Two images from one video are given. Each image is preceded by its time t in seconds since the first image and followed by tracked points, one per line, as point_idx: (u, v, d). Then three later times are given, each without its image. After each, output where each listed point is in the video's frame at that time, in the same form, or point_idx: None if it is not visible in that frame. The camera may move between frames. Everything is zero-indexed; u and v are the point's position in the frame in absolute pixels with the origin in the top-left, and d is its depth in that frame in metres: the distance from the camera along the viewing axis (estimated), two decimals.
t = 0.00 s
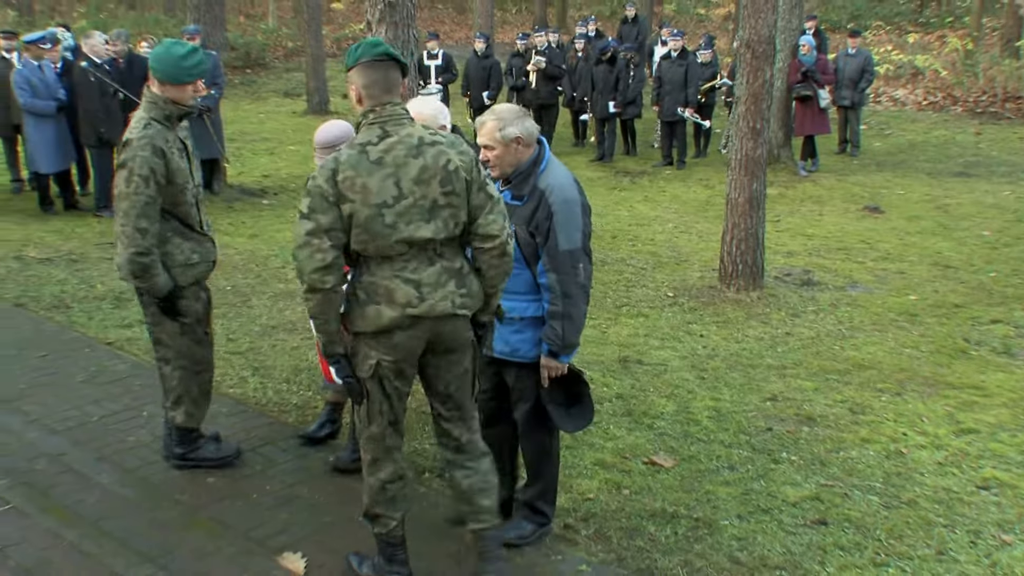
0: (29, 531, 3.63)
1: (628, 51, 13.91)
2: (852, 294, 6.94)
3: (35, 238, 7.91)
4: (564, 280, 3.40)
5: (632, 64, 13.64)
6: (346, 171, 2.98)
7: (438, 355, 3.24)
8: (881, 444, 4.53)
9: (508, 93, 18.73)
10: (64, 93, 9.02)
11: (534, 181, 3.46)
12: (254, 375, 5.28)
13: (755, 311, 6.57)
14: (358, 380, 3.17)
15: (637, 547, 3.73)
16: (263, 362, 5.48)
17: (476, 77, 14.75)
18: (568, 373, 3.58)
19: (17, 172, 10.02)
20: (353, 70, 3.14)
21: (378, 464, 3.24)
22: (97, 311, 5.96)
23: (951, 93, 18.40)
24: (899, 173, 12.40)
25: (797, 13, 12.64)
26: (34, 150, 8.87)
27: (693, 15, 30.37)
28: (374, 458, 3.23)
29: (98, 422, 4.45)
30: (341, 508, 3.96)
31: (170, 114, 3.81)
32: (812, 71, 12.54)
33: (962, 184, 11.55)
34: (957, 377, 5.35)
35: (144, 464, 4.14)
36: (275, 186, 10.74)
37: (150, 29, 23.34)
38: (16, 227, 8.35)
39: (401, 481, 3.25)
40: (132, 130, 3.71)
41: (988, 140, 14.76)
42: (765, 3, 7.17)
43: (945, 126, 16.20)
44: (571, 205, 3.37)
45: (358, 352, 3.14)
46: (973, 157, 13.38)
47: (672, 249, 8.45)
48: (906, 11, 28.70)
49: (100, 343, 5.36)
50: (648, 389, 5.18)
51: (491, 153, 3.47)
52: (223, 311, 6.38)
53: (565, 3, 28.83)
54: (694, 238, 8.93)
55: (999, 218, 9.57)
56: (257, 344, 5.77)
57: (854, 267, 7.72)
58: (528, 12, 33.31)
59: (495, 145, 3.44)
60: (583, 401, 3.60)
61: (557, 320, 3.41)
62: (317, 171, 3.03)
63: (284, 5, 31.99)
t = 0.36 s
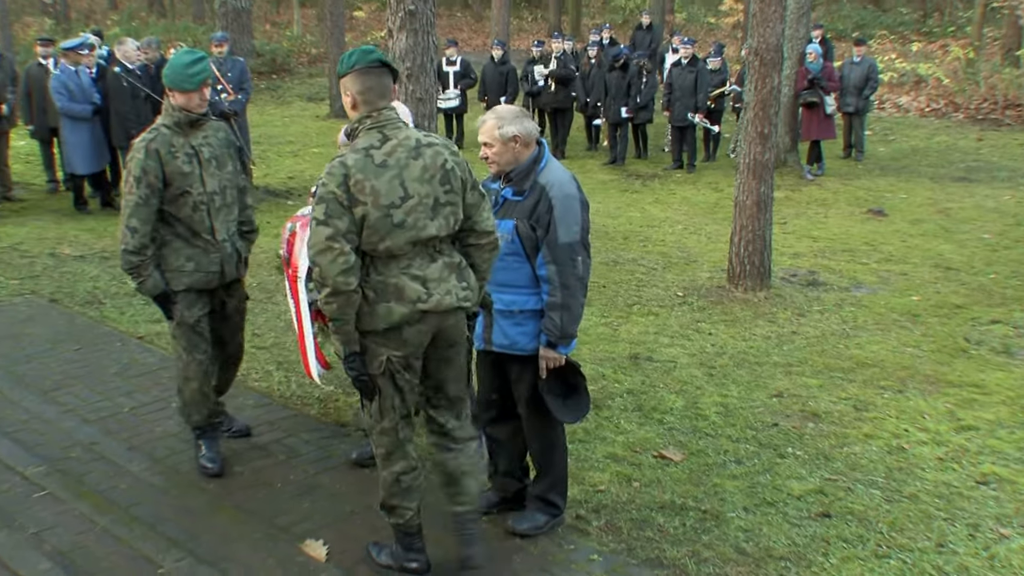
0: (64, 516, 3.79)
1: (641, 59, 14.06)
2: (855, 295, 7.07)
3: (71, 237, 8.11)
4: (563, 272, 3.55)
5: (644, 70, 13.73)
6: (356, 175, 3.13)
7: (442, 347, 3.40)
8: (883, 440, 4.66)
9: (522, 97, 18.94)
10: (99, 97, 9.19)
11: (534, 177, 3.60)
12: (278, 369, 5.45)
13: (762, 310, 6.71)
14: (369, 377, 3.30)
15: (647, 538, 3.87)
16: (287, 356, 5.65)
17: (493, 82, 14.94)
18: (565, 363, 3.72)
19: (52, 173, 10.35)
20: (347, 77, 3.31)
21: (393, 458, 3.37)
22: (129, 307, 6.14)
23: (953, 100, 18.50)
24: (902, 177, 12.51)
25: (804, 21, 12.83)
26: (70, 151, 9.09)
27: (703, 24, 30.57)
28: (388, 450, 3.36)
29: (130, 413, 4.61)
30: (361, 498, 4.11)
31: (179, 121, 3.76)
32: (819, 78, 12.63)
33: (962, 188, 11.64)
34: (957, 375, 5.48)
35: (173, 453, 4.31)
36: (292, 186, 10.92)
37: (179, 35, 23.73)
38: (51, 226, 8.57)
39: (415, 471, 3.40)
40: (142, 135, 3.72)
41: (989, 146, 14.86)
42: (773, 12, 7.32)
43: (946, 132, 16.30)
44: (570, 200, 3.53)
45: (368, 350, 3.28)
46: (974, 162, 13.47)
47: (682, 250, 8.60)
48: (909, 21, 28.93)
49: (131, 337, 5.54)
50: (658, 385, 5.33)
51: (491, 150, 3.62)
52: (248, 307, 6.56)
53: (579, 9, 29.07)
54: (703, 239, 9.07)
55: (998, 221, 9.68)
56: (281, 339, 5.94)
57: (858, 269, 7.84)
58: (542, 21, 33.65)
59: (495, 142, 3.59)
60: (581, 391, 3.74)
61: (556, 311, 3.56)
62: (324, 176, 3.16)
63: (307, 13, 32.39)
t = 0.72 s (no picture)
0: (95, 504, 3.95)
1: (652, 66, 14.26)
2: (857, 296, 7.21)
3: (100, 236, 8.29)
4: (568, 272, 3.66)
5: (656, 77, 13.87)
6: (357, 180, 3.32)
7: (441, 340, 3.59)
8: (884, 436, 4.81)
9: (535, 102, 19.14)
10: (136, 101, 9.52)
11: (542, 180, 3.74)
12: (300, 365, 5.61)
13: (768, 310, 6.86)
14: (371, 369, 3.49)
15: (655, 529, 4.02)
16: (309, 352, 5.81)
17: (509, 88, 15.15)
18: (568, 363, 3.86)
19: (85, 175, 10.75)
20: (354, 81, 3.51)
21: (399, 443, 3.53)
22: (157, 303, 6.31)
23: (953, 108, 18.65)
24: (904, 182, 12.66)
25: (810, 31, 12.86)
26: (105, 152, 9.32)
27: (711, 33, 30.79)
28: (394, 437, 3.52)
29: (158, 405, 4.77)
30: (380, 489, 4.26)
31: (211, 123, 3.91)
32: (823, 86, 12.83)
33: (962, 194, 11.77)
34: (956, 374, 5.62)
35: (200, 444, 4.46)
36: (307, 188, 11.10)
37: (205, 43, 24.10)
38: (82, 225, 8.81)
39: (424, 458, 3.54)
40: (172, 135, 3.88)
41: (988, 152, 15.01)
42: (780, 22, 7.47)
43: (946, 139, 16.44)
44: (577, 203, 3.67)
45: (370, 343, 3.46)
46: (973, 168, 13.61)
47: (690, 251, 8.75)
48: (910, 31, 29.22)
49: (159, 333, 5.71)
50: (667, 382, 5.47)
51: (500, 153, 3.77)
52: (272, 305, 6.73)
53: (592, 16, 29.32)
54: (710, 241, 9.22)
55: (996, 225, 9.81)
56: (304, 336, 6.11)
57: (861, 270, 7.99)
58: (556, 29, 33.93)
59: (504, 146, 3.74)
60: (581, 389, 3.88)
61: (561, 309, 3.67)
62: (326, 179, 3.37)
63: (330, 21, 32.72)
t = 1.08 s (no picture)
0: (123, 491, 4.11)
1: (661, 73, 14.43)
2: (857, 296, 7.35)
3: (128, 235, 8.51)
4: (576, 275, 3.79)
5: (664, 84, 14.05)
6: (375, 168, 3.67)
7: (440, 334, 3.89)
8: (883, 432, 4.95)
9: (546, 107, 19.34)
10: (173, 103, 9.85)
11: (551, 185, 3.88)
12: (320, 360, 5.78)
13: (771, 309, 7.01)
14: (379, 357, 3.71)
15: (662, 521, 4.17)
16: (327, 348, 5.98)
17: (522, 94, 15.31)
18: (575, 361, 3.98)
19: (113, 176, 11.03)
20: (376, 94, 3.95)
21: (403, 427, 3.74)
22: (182, 300, 6.49)
23: (952, 115, 18.81)
24: (903, 186, 12.81)
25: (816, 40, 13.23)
26: (139, 150, 9.71)
27: (718, 41, 30.99)
28: (395, 423, 3.74)
29: (183, 398, 4.94)
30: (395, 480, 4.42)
31: (242, 125, 4.07)
32: (826, 93, 13.01)
33: (959, 198, 11.92)
34: (954, 373, 5.77)
35: (223, 436, 4.63)
36: (319, 190, 11.28)
37: (222, 48, 24.35)
38: (110, 224, 9.05)
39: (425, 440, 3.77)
40: (203, 136, 4.03)
41: (985, 158, 15.17)
42: (785, 31, 7.60)
43: (945, 145, 16.59)
44: (584, 207, 3.80)
45: (379, 333, 3.71)
46: (971, 174, 13.76)
47: (697, 252, 8.90)
48: (910, 40, 29.43)
49: (184, 328, 5.88)
50: (674, 378, 5.63)
51: (511, 158, 3.91)
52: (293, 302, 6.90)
53: (602, 24, 29.55)
54: (716, 242, 9.37)
55: (993, 229, 9.96)
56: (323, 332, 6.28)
57: (861, 272, 8.13)
58: (567, 37, 34.17)
59: (514, 151, 3.88)
60: (587, 387, 4.02)
61: (569, 311, 3.79)
62: (343, 173, 3.73)
63: (348, 28, 32.99)
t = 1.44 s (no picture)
0: (147, 479, 4.27)
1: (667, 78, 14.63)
2: (857, 295, 7.50)
3: (152, 233, 8.72)
4: (585, 275, 3.90)
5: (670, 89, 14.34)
6: (377, 162, 3.95)
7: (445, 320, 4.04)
8: (881, 427, 5.10)
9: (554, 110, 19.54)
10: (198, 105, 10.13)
11: (563, 187, 4.00)
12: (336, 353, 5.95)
13: (773, 307, 7.16)
14: (384, 340, 3.90)
15: (667, 512, 4.32)
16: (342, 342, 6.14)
17: (532, 97, 15.49)
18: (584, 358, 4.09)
19: (139, 176, 11.29)
20: (388, 107, 4.22)
21: (403, 409, 3.95)
22: (204, 294, 6.67)
23: (948, 120, 18.98)
24: (901, 189, 12.95)
25: (817, 45, 13.27)
26: (164, 149, 10.01)
27: (722, 48, 31.17)
28: (397, 404, 3.93)
29: (204, 389, 5.11)
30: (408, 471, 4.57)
31: (268, 127, 4.29)
32: (828, 98, 13.14)
33: (956, 200, 12.06)
34: (950, 370, 5.91)
35: (242, 427, 4.79)
36: (330, 191, 11.46)
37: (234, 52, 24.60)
38: (135, 222, 9.28)
39: (425, 422, 3.99)
40: (231, 137, 4.25)
41: (981, 162, 15.31)
42: (789, 36, 7.57)
43: (942, 149, 16.74)
44: (594, 209, 3.91)
45: (382, 316, 3.91)
46: (967, 177, 13.91)
47: (701, 252, 9.04)
48: (908, 48, 29.64)
49: (205, 322, 6.05)
50: (679, 373, 5.78)
51: (523, 161, 4.03)
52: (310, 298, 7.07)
53: (609, 29, 29.77)
54: (721, 242, 9.51)
55: (988, 230, 10.10)
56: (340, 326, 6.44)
57: (860, 272, 8.28)
58: (576, 43, 34.43)
59: (527, 154, 4.00)
60: (594, 383, 4.11)
61: (577, 310, 3.91)
62: (354, 172, 4.04)
63: (365, 33, 33.35)
